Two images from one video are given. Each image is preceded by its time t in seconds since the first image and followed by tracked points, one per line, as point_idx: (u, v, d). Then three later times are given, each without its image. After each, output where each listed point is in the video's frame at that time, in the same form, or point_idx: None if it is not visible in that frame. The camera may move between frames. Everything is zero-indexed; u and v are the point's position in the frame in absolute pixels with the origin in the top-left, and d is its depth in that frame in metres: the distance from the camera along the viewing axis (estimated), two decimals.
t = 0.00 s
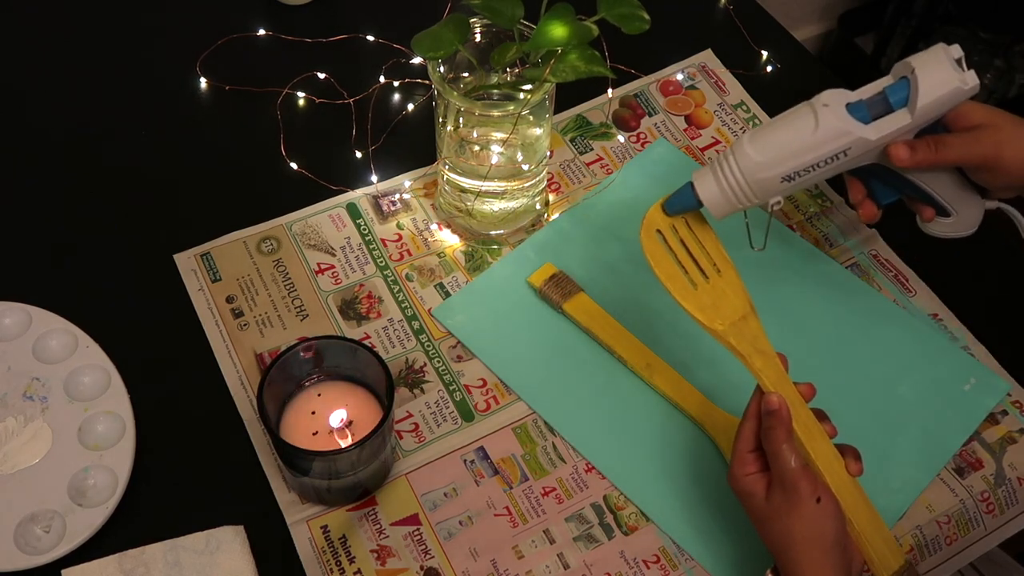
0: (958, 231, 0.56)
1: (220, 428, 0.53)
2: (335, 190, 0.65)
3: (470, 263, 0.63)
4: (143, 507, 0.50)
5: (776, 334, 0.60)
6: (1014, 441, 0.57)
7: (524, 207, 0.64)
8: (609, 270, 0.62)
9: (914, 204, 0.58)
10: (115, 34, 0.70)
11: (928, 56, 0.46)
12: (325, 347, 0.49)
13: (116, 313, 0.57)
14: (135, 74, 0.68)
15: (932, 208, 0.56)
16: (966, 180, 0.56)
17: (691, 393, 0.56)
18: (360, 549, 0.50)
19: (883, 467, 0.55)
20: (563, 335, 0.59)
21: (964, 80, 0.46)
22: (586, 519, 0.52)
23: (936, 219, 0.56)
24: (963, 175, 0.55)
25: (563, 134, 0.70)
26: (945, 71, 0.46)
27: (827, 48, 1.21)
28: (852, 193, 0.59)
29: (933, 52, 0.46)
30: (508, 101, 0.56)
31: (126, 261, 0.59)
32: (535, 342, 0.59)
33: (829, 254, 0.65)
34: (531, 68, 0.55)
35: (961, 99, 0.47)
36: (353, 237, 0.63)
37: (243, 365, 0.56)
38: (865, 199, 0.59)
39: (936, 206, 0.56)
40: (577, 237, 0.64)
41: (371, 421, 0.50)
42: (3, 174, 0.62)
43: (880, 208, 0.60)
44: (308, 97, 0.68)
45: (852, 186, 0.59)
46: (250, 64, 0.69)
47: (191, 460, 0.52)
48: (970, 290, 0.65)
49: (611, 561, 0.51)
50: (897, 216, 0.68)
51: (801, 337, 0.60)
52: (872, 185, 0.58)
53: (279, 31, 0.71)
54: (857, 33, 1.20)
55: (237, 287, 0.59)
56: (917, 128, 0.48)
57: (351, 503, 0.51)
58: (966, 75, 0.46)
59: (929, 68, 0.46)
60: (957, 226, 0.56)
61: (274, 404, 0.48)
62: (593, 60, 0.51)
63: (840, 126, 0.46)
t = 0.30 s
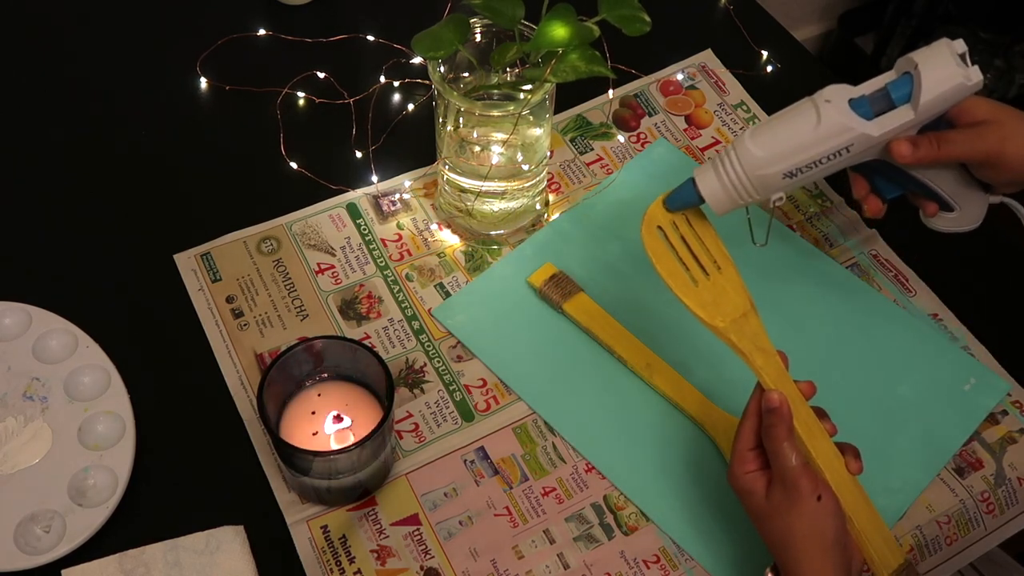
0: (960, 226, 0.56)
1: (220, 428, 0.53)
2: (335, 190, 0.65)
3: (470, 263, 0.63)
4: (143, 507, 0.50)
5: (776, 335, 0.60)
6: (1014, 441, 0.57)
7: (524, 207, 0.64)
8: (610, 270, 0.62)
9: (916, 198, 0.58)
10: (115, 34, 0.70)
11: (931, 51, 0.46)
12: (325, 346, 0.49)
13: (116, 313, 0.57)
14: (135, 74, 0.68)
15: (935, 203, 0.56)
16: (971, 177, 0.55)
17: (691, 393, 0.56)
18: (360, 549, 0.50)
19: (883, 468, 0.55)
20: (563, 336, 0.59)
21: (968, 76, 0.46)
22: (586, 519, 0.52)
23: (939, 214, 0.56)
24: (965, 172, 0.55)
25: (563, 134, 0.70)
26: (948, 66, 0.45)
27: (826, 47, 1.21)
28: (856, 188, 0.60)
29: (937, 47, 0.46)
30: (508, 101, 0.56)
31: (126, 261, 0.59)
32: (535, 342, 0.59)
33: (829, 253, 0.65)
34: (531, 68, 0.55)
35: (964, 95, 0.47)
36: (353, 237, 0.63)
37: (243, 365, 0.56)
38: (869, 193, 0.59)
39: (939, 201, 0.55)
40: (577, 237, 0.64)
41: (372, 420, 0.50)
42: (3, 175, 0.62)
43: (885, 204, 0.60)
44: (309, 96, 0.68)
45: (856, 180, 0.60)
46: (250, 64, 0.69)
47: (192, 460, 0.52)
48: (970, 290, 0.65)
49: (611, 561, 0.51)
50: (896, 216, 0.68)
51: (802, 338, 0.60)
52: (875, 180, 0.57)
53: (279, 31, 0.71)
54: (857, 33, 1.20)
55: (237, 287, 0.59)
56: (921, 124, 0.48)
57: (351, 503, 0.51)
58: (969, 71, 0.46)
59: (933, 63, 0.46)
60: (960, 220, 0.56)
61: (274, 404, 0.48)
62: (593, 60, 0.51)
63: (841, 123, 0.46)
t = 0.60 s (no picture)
0: (961, 224, 0.57)
1: (220, 428, 0.53)
2: (335, 190, 0.65)
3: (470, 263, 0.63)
4: (143, 507, 0.50)
5: (776, 335, 0.60)
6: (1014, 441, 0.57)
7: (524, 207, 0.64)
8: (610, 270, 0.62)
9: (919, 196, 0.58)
10: (115, 35, 0.70)
11: (931, 52, 0.46)
12: (325, 346, 0.49)
13: (116, 313, 0.57)
14: (135, 74, 0.68)
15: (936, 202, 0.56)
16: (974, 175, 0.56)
17: (691, 393, 0.56)
18: (360, 549, 0.50)
19: (883, 468, 0.55)
20: (563, 336, 0.59)
21: (967, 77, 0.46)
22: (586, 519, 0.52)
23: (939, 212, 0.57)
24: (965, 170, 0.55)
25: (563, 134, 0.70)
26: (948, 67, 0.45)
27: (826, 47, 1.22)
28: (856, 188, 0.60)
29: (937, 47, 0.46)
30: (508, 101, 0.56)
31: (125, 261, 0.59)
32: (535, 342, 0.59)
33: (829, 254, 0.65)
34: (531, 68, 0.55)
35: (963, 96, 0.47)
36: (353, 237, 0.63)
37: (243, 365, 0.56)
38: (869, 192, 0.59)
39: (941, 200, 0.56)
40: (577, 237, 0.64)
41: (372, 421, 0.50)
42: (3, 175, 0.62)
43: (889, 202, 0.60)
44: (309, 96, 0.68)
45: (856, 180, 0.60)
46: (250, 64, 0.69)
47: (191, 460, 0.52)
48: (970, 290, 0.65)
49: (611, 561, 0.51)
50: (896, 216, 0.68)
51: (802, 339, 0.60)
52: (879, 179, 0.57)
53: (279, 31, 0.71)
54: (857, 33, 1.20)
55: (237, 287, 0.59)
56: (920, 125, 0.48)
57: (351, 503, 0.51)
58: (968, 72, 0.46)
59: (932, 64, 0.46)
60: (961, 219, 0.56)
61: (274, 403, 0.48)
62: (593, 60, 0.51)
63: (839, 124, 0.46)
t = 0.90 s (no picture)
0: (967, 214, 0.57)
1: (220, 428, 0.53)
2: (335, 190, 0.65)
3: (470, 263, 0.63)
4: (143, 507, 0.50)
5: (775, 335, 0.60)
6: (1014, 441, 0.57)
7: (524, 207, 0.64)
8: (610, 270, 0.62)
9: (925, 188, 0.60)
10: (115, 35, 0.70)
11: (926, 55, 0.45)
12: (325, 346, 0.49)
13: (116, 313, 0.57)
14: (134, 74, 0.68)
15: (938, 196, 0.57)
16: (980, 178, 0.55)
17: (691, 393, 0.56)
18: (360, 549, 0.50)
19: (883, 467, 0.55)
20: (563, 336, 0.59)
21: (961, 82, 0.45)
22: (586, 519, 0.52)
23: (943, 206, 0.58)
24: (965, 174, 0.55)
25: (563, 134, 0.70)
26: (942, 73, 0.45)
27: (826, 47, 1.22)
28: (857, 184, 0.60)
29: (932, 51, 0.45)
30: (509, 101, 0.55)
31: (125, 261, 0.59)
32: (535, 342, 0.59)
33: (829, 254, 0.65)
34: (531, 68, 0.55)
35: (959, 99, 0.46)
36: (353, 237, 0.63)
37: (243, 365, 0.56)
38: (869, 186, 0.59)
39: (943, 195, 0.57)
40: (577, 237, 0.64)
41: (372, 421, 0.50)
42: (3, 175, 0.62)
43: (891, 197, 0.59)
44: (309, 96, 0.68)
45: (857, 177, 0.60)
46: (250, 64, 0.69)
47: (191, 460, 0.52)
48: (970, 290, 0.65)
49: (611, 561, 0.51)
50: (896, 216, 0.68)
51: (801, 339, 0.60)
52: (881, 176, 0.57)
53: (279, 31, 0.71)
54: (857, 33, 1.20)
55: (237, 287, 0.59)
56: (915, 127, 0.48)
57: (351, 503, 0.51)
58: (962, 76, 0.45)
59: (926, 69, 0.45)
60: (965, 210, 0.57)
61: (274, 403, 0.48)
62: (593, 60, 0.51)
63: (833, 130, 0.46)
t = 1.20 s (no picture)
0: (970, 208, 0.57)
1: (220, 428, 0.53)
2: (335, 190, 0.65)
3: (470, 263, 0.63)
4: (143, 507, 0.50)
5: (775, 335, 0.60)
6: (1014, 441, 0.57)
7: (524, 207, 0.64)
8: (610, 270, 0.62)
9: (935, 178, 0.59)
10: (115, 34, 0.70)
11: (917, 62, 0.44)
12: (325, 346, 0.49)
13: (116, 313, 0.57)
14: (135, 74, 0.68)
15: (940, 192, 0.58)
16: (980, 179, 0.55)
17: (690, 393, 0.56)
18: (360, 549, 0.50)
19: (884, 467, 0.55)
20: (563, 336, 0.59)
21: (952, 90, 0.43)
22: (586, 519, 0.52)
23: (945, 200, 0.58)
24: (963, 177, 0.55)
25: (563, 134, 0.70)
26: (932, 80, 0.43)
27: (825, 47, 1.22)
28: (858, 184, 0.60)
29: (924, 56, 0.44)
30: (508, 101, 0.55)
31: (125, 261, 0.59)
32: (534, 342, 0.59)
33: (829, 254, 0.65)
34: (531, 68, 0.55)
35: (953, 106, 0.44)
36: (353, 237, 0.63)
37: (243, 365, 0.56)
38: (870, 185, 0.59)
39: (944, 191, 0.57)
40: (577, 237, 0.64)
41: (370, 422, 0.50)
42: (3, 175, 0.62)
43: (892, 194, 0.59)
44: (309, 96, 0.68)
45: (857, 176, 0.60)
46: (250, 63, 0.69)
47: (191, 460, 0.52)
48: (970, 289, 0.65)
49: (611, 561, 0.51)
50: (896, 216, 0.68)
51: (802, 339, 0.60)
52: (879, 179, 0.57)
53: (279, 31, 0.71)
54: (857, 33, 1.20)
55: (237, 287, 0.59)
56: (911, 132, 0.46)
57: (351, 503, 0.51)
58: (954, 85, 0.43)
59: (916, 76, 0.43)
60: (967, 205, 0.57)
61: (273, 404, 0.48)
62: (593, 60, 0.51)
63: (823, 138, 0.46)
